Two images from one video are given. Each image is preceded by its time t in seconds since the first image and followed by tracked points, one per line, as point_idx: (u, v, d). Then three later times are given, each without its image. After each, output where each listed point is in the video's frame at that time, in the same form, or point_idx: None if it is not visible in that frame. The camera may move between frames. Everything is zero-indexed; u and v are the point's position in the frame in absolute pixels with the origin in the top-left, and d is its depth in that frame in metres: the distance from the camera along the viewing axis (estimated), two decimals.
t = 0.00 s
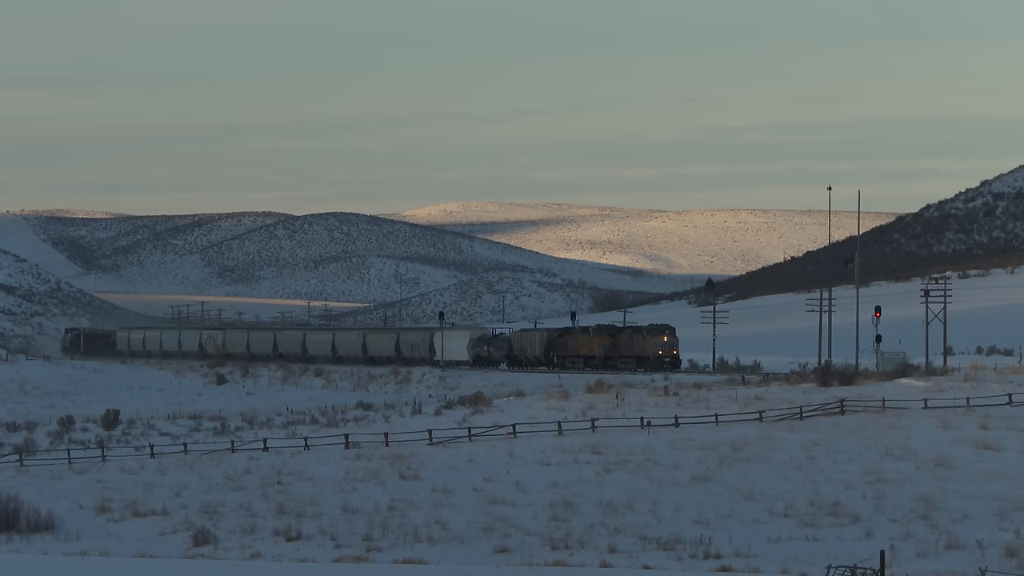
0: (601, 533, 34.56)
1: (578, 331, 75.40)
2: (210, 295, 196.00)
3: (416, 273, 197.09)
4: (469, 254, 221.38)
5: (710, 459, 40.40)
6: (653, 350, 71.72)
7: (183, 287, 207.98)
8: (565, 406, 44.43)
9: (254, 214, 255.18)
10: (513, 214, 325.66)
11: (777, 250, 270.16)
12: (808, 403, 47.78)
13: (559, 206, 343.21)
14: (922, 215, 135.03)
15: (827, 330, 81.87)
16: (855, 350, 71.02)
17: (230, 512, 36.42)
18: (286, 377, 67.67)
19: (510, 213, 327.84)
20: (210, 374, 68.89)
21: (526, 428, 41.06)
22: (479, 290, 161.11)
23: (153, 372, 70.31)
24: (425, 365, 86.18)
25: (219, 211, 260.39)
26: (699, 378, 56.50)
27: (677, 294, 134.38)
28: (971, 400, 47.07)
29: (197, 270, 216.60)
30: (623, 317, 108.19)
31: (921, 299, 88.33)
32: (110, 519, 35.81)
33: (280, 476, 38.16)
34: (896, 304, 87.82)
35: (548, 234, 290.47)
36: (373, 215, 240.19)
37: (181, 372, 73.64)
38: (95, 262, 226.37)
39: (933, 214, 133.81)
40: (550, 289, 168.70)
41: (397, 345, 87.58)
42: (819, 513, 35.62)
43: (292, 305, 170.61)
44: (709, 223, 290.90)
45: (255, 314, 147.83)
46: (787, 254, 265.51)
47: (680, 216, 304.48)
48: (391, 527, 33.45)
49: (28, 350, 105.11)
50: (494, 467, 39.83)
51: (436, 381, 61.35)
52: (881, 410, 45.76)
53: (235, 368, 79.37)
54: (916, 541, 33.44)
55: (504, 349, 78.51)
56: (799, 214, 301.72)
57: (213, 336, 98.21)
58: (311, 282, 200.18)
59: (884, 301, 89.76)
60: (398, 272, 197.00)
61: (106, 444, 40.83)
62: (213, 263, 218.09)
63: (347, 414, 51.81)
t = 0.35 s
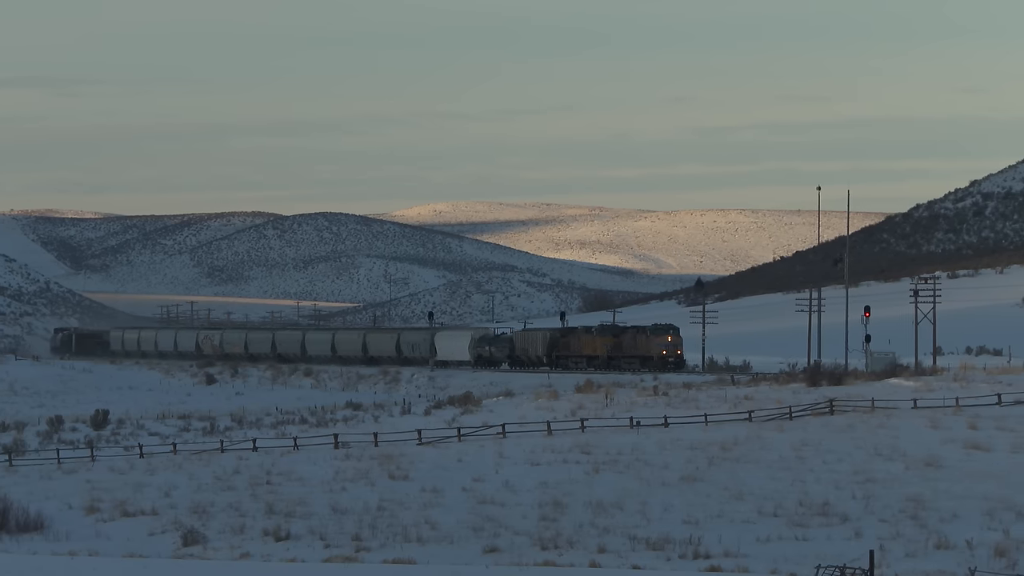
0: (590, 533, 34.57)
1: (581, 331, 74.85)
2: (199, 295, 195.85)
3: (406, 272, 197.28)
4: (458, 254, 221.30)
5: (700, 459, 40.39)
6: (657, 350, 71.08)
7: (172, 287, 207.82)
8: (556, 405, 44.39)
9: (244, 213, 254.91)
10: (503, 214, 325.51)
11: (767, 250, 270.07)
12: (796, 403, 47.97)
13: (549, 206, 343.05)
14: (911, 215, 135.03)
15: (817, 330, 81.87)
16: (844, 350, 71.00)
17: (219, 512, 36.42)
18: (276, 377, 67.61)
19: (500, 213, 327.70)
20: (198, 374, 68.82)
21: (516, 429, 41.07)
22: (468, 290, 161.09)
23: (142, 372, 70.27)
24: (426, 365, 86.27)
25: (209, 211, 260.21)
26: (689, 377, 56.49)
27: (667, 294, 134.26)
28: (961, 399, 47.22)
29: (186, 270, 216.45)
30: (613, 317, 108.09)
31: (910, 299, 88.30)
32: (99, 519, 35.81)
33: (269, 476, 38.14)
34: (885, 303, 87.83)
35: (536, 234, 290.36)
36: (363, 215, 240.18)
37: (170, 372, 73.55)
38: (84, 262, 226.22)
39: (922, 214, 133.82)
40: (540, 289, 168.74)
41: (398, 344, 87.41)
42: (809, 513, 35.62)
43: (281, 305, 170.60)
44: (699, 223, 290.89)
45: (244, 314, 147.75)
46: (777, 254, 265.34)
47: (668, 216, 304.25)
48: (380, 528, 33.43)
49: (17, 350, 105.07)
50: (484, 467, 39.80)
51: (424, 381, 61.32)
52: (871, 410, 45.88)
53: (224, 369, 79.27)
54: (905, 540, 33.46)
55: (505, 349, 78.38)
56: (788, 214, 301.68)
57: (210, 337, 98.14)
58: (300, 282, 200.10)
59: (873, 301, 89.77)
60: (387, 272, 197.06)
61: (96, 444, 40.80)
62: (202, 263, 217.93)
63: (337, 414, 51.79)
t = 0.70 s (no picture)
0: (580, 533, 34.58)
1: (584, 331, 74.40)
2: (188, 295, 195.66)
3: (395, 272, 197.34)
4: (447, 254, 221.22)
5: (690, 459, 40.40)
6: (662, 350, 71.51)
7: (161, 287, 207.61)
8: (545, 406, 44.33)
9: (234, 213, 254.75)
10: (492, 214, 325.44)
11: (756, 250, 269.92)
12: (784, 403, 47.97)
13: (538, 206, 342.81)
14: (901, 215, 135.12)
15: (807, 330, 81.93)
16: (833, 350, 71.06)
17: (209, 512, 36.42)
18: (266, 377, 67.59)
19: (489, 213, 327.64)
20: (188, 374, 68.82)
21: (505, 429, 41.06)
22: (458, 289, 161.13)
23: (132, 372, 70.27)
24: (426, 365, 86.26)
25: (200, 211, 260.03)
26: (679, 377, 56.54)
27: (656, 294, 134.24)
28: (950, 399, 47.25)
29: (175, 270, 216.25)
30: (602, 317, 108.10)
31: (899, 299, 88.39)
32: (89, 519, 35.80)
33: (259, 476, 38.13)
34: (874, 303, 87.89)
35: (525, 234, 290.38)
36: (352, 215, 240.26)
37: (160, 372, 73.53)
38: (74, 262, 225.97)
39: (911, 214, 133.86)
40: (530, 289, 168.80)
41: (398, 345, 87.36)
42: (798, 513, 35.64)
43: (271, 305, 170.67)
44: (688, 223, 290.95)
45: (233, 314, 147.68)
46: (766, 254, 265.18)
47: (658, 216, 304.21)
48: (370, 528, 33.42)
49: (7, 351, 105.01)
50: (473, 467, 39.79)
51: (414, 381, 61.34)
52: (860, 410, 45.93)
53: (214, 369, 79.25)
54: (894, 541, 33.48)
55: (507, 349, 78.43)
56: (777, 214, 301.75)
57: (208, 337, 98.03)
58: (289, 282, 200.00)
59: (863, 301, 89.82)
60: (376, 272, 197.13)
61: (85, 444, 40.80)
62: (192, 263, 217.73)
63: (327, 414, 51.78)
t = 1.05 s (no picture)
0: (566, 533, 34.60)
1: (584, 331, 74.51)
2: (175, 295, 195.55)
3: (382, 272, 197.43)
4: (434, 255, 221.13)
5: (676, 459, 40.42)
6: (662, 350, 71.84)
7: (148, 287, 207.44)
8: (532, 405, 44.30)
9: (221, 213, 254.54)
10: (479, 214, 325.31)
11: (743, 250, 269.76)
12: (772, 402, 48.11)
13: (525, 206, 342.54)
14: (887, 215, 135.14)
15: (794, 330, 82.00)
16: (820, 351, 71.05)
17: (195, 512, 36.40)
18: (252, 377, 67.55)
19: (476, 213, 327.47)
20: (175, 374, 68.79)
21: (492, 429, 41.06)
22: (445, 290, 161.12)
23: (118, 372, 70.24)
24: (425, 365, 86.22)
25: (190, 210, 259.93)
26: (665, 377, 56.59)
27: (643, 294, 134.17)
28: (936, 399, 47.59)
29: (162, 270, 216.09)
30: (589, 317, 108.04)
31: (885, 299, 88.40)
32: (74, 519, 35.79)
33: (246, 476, 38.11)
34: (861, 304, 87.89)
35: (511, 234, 290.30)
36: (339, 215, 240.30)
37: (147, 372, 73.49)
38: (61, 262, 225.70)
39: (898, 214, 133.89)
40: (517, 289, 168.87)
41: (395, 345, 87.05)
42: (784, 513, 35.65)
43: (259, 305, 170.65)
44: (675, 223, 291.04)
45: (220, 315, 147.65)
46: (752, 253, 264.95)
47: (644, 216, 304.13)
48: (356, 528, 33.41)
49: None
50: (461, 467, 39.76)
51: (401, 381, 61.32)
52: (847, 410, 46.00)
53: (201, 369, 79.17)
54: (881, 540, 33.50)
55: (507, 350, 78.22)
56: (764, 214, 301.75)
57: (203, 337, 97.86)
58: (276, 282, 199.90)
59: (850, 301, 89.82)
60: (364, 272, 197.26)
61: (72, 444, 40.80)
62: (179, 263, 217.58)
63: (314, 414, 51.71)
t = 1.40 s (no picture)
0: (553, 533, 34.61)
1: (584, 332, 74.68)
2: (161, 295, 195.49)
3: (369, 272, 197.63)
4: (420, 254, 221.17)
5: (663, 459, 40.41)
6: (664, 351, 71.99)
7: (134, 287, 207.42)
8: (520, 406, 44.32)
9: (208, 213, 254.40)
10: (465, 214, 325.24)
11: (729, 250, 269.63)
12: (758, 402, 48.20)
13: (511, 206, 342.53)
14: (874, 215, 135.19)
15: (781, 330, 82.13)
16: (806, 351, 71.13)
17: (182, 512, 36.42)
18: (239, 377, 67.55)
19: (462, 213, 327.39)
20: (162, 374, 68.82)
21: (478, 429, 41.08)
22: (432, 290, 161.28)
23: (105, 372, 70.29)
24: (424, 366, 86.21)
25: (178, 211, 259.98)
26: (651, 377, 56.69)
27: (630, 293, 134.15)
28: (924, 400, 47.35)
29: (148, 270, 216.05)
30: (575, 317, 108.08)
31: (872, 299, 88.44)
32: (61, 519, 35.80)
33: (232, 476, 38.12)
34: (847, 304, 87.90)
35: (497, 234, 290.42)
36: (325, 215, 240.43)
37: (133, 372, 73.54)
38: (46, 262, 225.50)
39: (884, 214, 133.94)
40: (503, 289, 168.99)
41: (394, 345, 86.83)
42: (771, 513, 35.65)
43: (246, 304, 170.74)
44: (661, 223, 291.14)
45: (206, 314, 147.71)
46: (738, 253, 264.83)
47: (631, 216, 304.12)
48: (342, 528, 33.41)
49: None
50: (447, 467, 39.76)
51: (387, 381, 61.31)
52: (834, 410, 45.97)
53: (187, 369, 79.20)
54: (868, 540, 33.50)
55: (507, 350, 78.20)
56: (751, 214, 301.87)
57: (198, 337, 97.79)
58: (262, 282, 199.93)
59: (836, 301, 89.85)
60: (350, 271, 197.54)
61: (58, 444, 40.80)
62: (165, 263, 217.52)
63: (302, 414, 51.62)
